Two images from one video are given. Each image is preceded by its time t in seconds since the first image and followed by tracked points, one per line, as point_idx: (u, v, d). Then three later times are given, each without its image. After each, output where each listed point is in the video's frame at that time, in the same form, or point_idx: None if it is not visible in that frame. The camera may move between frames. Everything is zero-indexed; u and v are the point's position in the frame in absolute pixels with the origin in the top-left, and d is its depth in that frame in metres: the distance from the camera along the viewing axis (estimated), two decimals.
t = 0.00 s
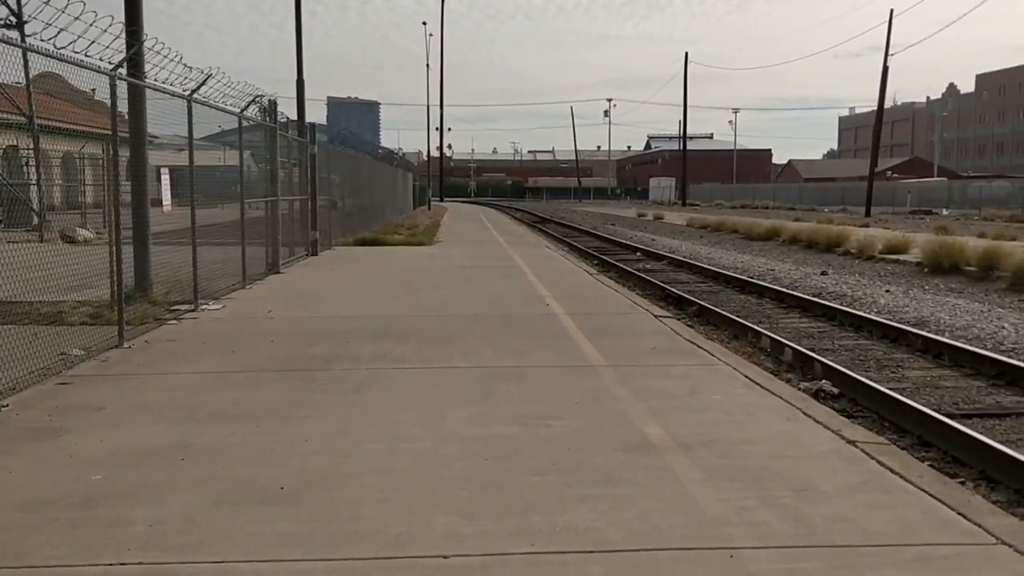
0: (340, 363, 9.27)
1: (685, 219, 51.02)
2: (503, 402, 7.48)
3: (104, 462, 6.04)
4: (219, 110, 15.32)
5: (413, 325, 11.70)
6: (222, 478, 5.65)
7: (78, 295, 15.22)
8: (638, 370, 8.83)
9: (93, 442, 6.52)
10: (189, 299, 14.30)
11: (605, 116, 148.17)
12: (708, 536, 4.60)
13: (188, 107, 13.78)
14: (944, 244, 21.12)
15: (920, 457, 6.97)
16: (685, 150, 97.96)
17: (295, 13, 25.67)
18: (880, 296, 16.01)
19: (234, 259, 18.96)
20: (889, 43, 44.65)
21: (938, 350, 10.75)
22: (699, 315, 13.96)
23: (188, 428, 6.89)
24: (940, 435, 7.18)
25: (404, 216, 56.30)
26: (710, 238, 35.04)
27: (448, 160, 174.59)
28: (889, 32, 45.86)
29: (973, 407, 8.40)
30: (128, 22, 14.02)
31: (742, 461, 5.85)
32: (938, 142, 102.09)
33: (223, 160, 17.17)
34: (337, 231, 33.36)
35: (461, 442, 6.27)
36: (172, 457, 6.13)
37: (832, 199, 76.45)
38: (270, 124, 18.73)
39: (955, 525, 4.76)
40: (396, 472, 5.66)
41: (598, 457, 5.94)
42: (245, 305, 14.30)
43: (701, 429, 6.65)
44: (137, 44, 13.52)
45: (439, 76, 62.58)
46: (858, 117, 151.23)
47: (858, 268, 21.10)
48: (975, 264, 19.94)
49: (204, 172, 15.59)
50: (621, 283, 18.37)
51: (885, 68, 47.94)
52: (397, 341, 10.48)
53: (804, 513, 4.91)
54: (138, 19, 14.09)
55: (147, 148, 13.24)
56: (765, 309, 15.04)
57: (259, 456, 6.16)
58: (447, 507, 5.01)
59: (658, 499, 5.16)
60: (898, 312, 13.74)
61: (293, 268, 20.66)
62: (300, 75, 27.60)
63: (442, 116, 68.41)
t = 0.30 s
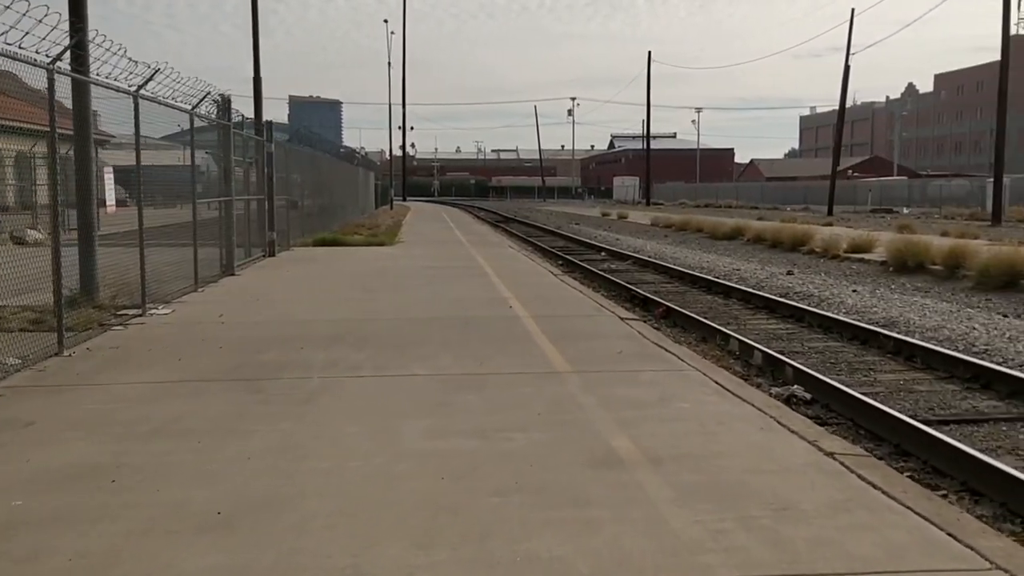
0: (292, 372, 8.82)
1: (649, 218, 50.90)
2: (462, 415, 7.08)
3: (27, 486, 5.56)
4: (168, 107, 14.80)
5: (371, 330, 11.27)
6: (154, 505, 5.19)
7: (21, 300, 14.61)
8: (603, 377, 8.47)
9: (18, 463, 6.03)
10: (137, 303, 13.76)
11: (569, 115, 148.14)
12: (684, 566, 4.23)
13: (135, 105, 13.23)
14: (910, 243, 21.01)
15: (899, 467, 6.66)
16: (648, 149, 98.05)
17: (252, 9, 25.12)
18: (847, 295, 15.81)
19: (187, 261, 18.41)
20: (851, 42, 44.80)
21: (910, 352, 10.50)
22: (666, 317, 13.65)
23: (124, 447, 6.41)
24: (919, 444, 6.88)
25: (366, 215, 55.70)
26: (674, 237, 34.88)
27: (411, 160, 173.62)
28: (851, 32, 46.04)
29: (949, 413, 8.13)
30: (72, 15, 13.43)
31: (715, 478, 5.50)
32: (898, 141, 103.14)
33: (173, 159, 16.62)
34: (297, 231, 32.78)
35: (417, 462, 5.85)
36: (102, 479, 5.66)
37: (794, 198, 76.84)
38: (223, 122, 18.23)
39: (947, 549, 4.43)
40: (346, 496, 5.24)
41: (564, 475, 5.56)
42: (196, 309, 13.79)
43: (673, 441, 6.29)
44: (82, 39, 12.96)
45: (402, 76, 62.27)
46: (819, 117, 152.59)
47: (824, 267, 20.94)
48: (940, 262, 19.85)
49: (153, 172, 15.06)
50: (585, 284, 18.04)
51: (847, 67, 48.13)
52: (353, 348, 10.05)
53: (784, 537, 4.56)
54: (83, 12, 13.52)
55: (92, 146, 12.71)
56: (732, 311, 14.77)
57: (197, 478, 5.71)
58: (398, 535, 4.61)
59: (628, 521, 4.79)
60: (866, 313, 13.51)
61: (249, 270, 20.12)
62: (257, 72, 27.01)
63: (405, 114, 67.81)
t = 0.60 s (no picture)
0: (241, 384, 8.32)
1: (617, 218, 50.63)
2: (420, 430, 6.64)
3: None
4: (116, 104, 14.21)
5: (328, 338, 10.78)
6: (76, 538, 4.70)
7: None
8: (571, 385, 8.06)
9: None
10: (84, 308, 13.18)
11: (535, 114, 147.93)
12: None
13: (80, 101, 12.65)
14: (880, 241, 20.82)
15: (883, 482, 6.31)
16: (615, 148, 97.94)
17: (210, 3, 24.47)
18: (819, 296, 15.53)
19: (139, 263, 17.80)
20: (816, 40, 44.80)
21: (886, 355, 10.19)
22: (635, 320, 13.26)
23: (52, 469, 5.90)
24: (903, 457, 6.52)
25: (332, 215, 55.01)
26: (641, 237, 34.62)
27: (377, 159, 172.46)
28: (817, 31, 46.04)
29: (931, 421, 7.79)
30: (13, 5, 12.80)
31: (691, 499, 5.09)
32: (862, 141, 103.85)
33: (123, 157, 16.03)
34: (258, 231, 32.13)
35: (369, 486, 5.40)
36: (20, 508, 5.15)
37: (759, 197, 77.01)
38: (175, 120, 17.64)
39: None
40: (289, 526, 4.79)
41: (527, 498, 5.14)
42: (146, 313, 13.23)
43: (645, 457, 5.89)
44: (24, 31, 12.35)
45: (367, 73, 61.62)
46: (783, 116, 153.48)
47: (793, 267, 20.70)
48: (909, 261, 19.68)
49: (100, 170, 14.46)
50: (552, 286, 17.64)
51: (811, 66, 48.21)
52: (308, 356, 9.56)
53: (768, 569, 4.17)
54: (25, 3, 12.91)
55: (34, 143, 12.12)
56: (702, 312, 14.43)
57: (127, 505, 5.21)
58: (344, 572, 4.16)
59: (597, 551, 4.38)
60: (837, 314, 13.22)
61: (205, 273, 19.52)
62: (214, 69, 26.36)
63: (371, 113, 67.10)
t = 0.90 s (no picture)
0: (191, 396, 7.83)
1: (586, 216, 50.31)
2: (380, 449, 6.20)
3: None
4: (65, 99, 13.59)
5: (287, 345, 10.31)
6: None
7: None
8: (541, 395, 7.65)
9: None
10: (30, 314, 12.58)
11: (505, 112, 147.49)
12: None
13: (25, 96, 12.03)
14: (852, 240, 20.60)
15: (871, 500, 5.94)
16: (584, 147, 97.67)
17: None
18: (793, 297, 15.22)
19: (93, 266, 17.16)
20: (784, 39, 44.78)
21: (866, 360, 9.85)
22: (607, 324, 12.85)
23: None
24: (891, 473, 6.16)
25: (298, 214, 54.28)
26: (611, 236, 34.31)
27: (345, 157, 171.18)
28: (785, 28, 45.98)
29: (917, 431, 7.44)
30: None
31: (673, 526, 4.70)
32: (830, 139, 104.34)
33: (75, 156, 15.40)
34: (221, 231, 31.45)
35: (322, 516, 4.95)
36: None
37: (727, 195, 76.99)
38: (130, 116, 17.01)
39: None
40: (232, 563, 4.33)
41: (495, 527, 4.72)
42: (97, 319, 12.66)
43: (621, 477, 5.49)
44: None
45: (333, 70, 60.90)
46: (751, 114, 154.14)
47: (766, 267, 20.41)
48: (883, 261, 19.46)
49: (48, 169, 13.83)
50: (522, 287, 17.20)
51: (780, 64, 48.20)
52: (265, 366, 9.08)
53: None
54: None
55: None
56: (675, 314, 14.06)
57: (57, 538, 4.74)
58: None
59: None
60: (813, 316, 12.90)
61: (163, 275, 18.90)
62: (175, 65, 25.72)
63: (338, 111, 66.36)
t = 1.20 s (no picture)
0: (144, 411, 7.32)
1: (564, 215, 49.91)
2: (345, 470, 5.73)
3: None
4: (21, 95, 13.01)
5: (251, 353, 9.81)
6: None
7: None
8: (519, 407, 7.20)
9: None
10: None
11: (481, 111, 146.94)
12: None
13: None
14: (834, 240, 20.29)
15: (873, 521, 5.54)
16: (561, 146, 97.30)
17: None
18: (776, 299, 14.85)
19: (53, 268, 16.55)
20: (761, 37, 44.64)
21: (857, 366, 9.47)
22: (586, 328, 12.42)
23: None
24: (894, 490, 5.76)
25: (272, 214, 53.62)
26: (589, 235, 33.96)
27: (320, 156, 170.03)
28: (762, 27, 45.79)
29: (915, 443, 7.05)
30: None
31: (664, 558, 4.27)
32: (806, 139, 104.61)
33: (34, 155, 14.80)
34: (192, 232, 30.79)
35: (278, 551, 4.48)
36: None
37: (704, 194, 76.86)
38: (94, 114, 16.43)
39: None
40: None
41: (469, 563, 4.27)
42: (54, 324, 12.09)
43: (606, 500, 5.05)
44: None
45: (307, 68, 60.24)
46: (727, 114, 154.47)
47: (747, 268, 20.07)
48: (866, 261, 19.19)
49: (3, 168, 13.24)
50: (499, 289, 16.77)
51: (756, 63, 48.11)
52: (226, 376, 8.58)
53: None
54: None
55: None
56: (656, 317, 13.64)
57: None
58: None
59: None
60: (799, 319, 12.53)
61: (128, 277, 18.31)
62: (143, 62, 25.08)
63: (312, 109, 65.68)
